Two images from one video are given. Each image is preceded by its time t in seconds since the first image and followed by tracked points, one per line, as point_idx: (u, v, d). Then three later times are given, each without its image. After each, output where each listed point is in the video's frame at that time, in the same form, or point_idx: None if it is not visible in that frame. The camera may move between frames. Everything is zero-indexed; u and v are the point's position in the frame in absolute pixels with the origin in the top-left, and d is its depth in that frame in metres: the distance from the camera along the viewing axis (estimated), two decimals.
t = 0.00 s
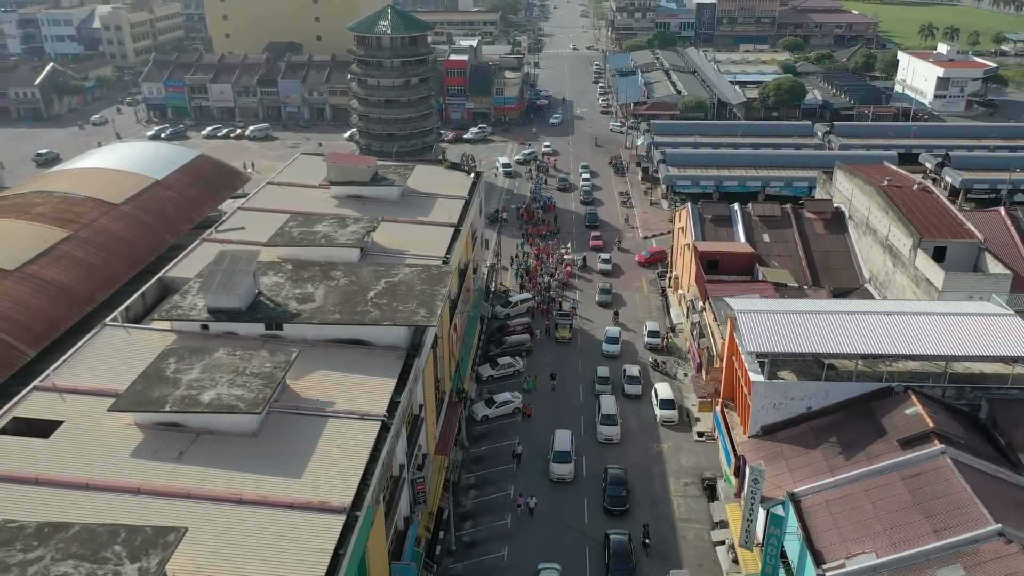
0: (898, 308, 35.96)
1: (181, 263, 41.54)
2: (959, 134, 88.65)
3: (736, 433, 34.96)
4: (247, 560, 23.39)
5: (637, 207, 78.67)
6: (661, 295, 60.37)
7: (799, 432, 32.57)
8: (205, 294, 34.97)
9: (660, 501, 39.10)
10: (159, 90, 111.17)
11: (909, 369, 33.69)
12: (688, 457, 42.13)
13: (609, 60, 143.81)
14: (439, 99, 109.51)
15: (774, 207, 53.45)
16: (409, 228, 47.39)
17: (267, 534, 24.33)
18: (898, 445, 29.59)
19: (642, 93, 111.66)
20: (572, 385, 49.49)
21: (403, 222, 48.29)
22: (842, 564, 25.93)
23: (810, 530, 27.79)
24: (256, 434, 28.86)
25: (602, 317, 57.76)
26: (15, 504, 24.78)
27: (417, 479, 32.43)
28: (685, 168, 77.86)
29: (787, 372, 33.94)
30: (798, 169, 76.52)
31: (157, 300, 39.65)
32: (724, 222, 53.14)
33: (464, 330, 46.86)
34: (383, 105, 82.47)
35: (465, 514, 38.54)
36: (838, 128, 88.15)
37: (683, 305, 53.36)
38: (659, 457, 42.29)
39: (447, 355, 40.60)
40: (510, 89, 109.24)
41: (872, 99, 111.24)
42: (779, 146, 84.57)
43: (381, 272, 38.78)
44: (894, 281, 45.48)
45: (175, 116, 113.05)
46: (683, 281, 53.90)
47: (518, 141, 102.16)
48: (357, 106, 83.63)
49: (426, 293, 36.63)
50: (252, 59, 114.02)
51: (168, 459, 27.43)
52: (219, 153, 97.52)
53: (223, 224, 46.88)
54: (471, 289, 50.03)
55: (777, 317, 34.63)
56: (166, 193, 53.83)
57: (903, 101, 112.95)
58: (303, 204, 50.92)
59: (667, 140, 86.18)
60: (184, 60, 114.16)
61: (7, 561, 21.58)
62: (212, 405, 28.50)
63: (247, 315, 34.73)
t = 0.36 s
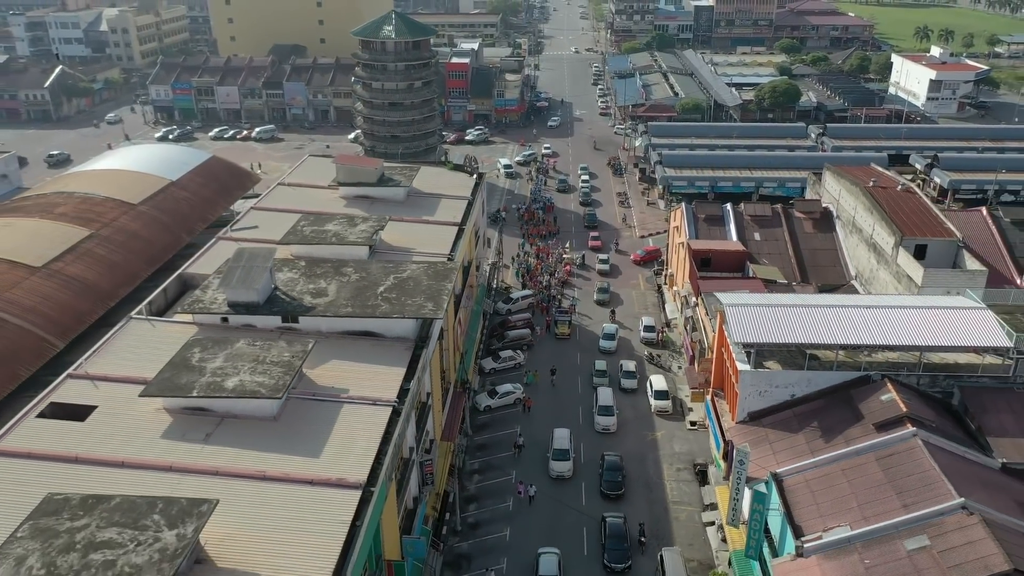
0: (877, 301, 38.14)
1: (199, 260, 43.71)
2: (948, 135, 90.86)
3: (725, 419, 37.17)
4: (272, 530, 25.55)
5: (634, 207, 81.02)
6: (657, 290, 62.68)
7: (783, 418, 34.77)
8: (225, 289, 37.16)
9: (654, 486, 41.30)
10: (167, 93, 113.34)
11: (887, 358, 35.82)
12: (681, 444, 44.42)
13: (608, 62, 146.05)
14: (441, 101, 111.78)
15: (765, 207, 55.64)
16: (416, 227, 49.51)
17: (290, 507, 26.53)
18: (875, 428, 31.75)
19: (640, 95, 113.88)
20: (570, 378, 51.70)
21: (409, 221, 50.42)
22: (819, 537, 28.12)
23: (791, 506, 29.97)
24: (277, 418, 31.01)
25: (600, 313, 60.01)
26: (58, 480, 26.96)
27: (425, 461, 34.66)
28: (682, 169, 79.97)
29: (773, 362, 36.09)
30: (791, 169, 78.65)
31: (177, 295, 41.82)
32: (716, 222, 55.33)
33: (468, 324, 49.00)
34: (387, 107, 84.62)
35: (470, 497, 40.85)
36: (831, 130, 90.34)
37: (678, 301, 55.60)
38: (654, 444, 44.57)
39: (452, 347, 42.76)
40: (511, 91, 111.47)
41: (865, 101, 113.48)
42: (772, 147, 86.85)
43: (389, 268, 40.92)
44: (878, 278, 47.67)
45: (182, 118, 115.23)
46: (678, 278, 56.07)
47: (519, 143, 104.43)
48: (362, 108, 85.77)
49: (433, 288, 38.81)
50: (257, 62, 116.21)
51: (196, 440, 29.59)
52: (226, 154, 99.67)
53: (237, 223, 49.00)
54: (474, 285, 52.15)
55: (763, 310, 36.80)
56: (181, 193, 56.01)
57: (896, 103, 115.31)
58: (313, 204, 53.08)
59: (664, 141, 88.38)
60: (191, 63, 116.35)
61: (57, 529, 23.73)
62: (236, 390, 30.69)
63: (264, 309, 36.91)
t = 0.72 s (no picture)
0: (859, 294, 40.30)
1: (215, 255, 45.84)
2: (939, 136, 93.06)
3: (715, 406, 39.29)
4: (294, 500, 27.72)
5: (632, 206, 83.26)
6: (653, 286, 64.98)
7: (769, 403, 36.91)
8: (243, 282, 39.33)
9: (649, 470, 43.52)
10: (174, 94, 115.59)
11: (868, 347, 37.96)
12: (674, 431, 46.70)
13: (607, 64, 148.25)
14: (443, 103, 113.97)
15: (757, 206, 57.76)
16: (421, 225, 51.65)
17: (310, 480, 28.66)
18: (854, 411, 33.90)
19: (638, 97, 116.07)
20: (569, 370, 53.90)
21: (415, 219, 52.56)
22: (799, 510, 30.26)
23: (773, 483, 32.11)
24: (294, 401, 33.20)
25: (597, 308, 62.24)
26: (95, 456, 29.13)
27: (432, 443, 36.87)
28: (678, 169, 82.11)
29: (760, 351, 38.18)
30: (784, 170, 80.79)
31: (195, 289, 43.98)
32: (710, 220, 57.47)
33: (471, 317, 51.15)
34: (391, 109, 86.76)
35: (473, 480, 43.09)
36: (824, 131, 92.54)
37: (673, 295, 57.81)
38: (649, 431, 46.81)
39: (456, 339, 44.81)
40: (511, 93, 113.65)
41: (859, 103, 115.67)
42: (766, 148, 89.04)
43: (397, 263, 43.07)
44: (864, 273, 49.84)
45: (188, 119, 117.45)
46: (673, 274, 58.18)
47: (519, 143, 106.63)
48: (366, 110, 87.91)
49: (438, 281, 41.02)
50: (262, 64, 118.37)
51: (220, 421, 31.76)
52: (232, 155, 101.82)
53: (250, 221, 51.14)
54: (476, 280, 54.29)
55: (751, 302, 38.90)
56: (194, 193, 58.16)
57: (889, 104, 117.57)
58: (322, 202, 55.26)
59: (660, 141, 90.55)
60: (198, 65, 118.56)
61: (97, 499, 25.88)
62: (256, 375, 32.87)
63: (280, 300, 39.06)
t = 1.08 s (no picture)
0: (842, 288, 42.54)
1: (230, 252, 48.06)
2: (929, 137, 95.27)
3: (705, 394, 41.53)
4: (312, 476, 29.93)
5: (629, 205, 85.61)
6: (648, 283, 67.33)
7: (755, 390, 39.15)
8: (259, 276, 41.54)
9: (643, 456, 45.79)
10: (181, 96, 117.90)
11: (850, 338, 40.18)
12: (668, 419, 49.00)
13: (606, 65, 150.41)
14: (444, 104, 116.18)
15: (749, 205, 59.96)
16: (426, 223, 53.87)
17: (327, 458, 30.89)
18: (835, 397, 36.12)
19: (636, 98, 118.30)
20: (567, 363, 56.15)
21: (420, 218, 54.76)
22: (782, 488, 32.45)
23: (759, 463, 34.33)
24: (310, 387, 35.45)
25: (594, 304, 64.54)
26: (126, 436, 31.38)
27: (438, 428, 39.18)
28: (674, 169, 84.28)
29: (749, 341, 40.39)
30: (778, 170, 82.95)
31: (212, 284, 46.22)
32: (703, 219, 59.70)
33: (473, 311, 53.33)
34: (395, 111, 88.99)
35: (477, 465, 45.41)
36: (817, 132, 94.73)
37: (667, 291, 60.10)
38: (644, 420, 49.11)
39: (460, 332, 47.00)
40: (511, 95, 115.91)
41: (853, 104, 117.86)
42: (761, 149, 91.25)
43: (404, 259, 45.29)
44: (849, 269, 52.09)
45: (195, 120, 119.73)
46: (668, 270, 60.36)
47: (519, 144, 108.91)
48: (370, 111, 90.16)
49: (443, 276, 43.29)
50: (267, 66, 120.59)
51: (241, 405, 34.01)
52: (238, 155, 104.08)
53: (262, 219, 53.35)
54: (479, 275, 56.48)
55: (739, 295, 41.11)
56: (207, 192, 60.42)
57: (883, 105, 119.78)
58: (331, 201, 57.51)
59: (657, 142, 92.77)
60: (204, 66, 120.82)
61: (132, 473, 28.13)
62: (274, 362, 35.13)
63: (294, 293, 41.28)
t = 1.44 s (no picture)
0: (827, 282, 44.90)
1: (245, 248, 50.38)
2: (921, 138, 97.54)
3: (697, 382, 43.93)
4: (329, 454, 32.23)
5: (626, 205, 88.06)
6: (645, 279, 69.83)
7: (744, 378, 41.51)
8: (274, 271, 43.89)
9: (639, 442, 48.15)
10: (188, 97, 120.34)
11: (833, 329, 42.52)
12: (662, 408, 51.42)
13: (605, 66, 152.65)
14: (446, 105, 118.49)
15: (742, 204, 62.24)
16: (431, 222, 56.20)
17: (342, 438, 33.23)
18: (817, 384, 38.52)
19: (635, 99, 120.59)
20: (566, 356, 58.48)
21: (425, 216, 57.07)
22: (766, 467, 34.78)
23: (745, 445, 36.67)
24: (324, 374, 37.81)
25: (592, 299, 66.91)
26: (155, 419, 33.74)
27: (444, 414, 41.61)
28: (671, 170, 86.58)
29: (738, 332, 42.74)
30: (772, 170, 85.21)
31: (229, 279, 48.58)
32: (697, 218, 62.02)
33: (476, 306, 55.60)
34: (399, 112, 91.32)
35: (480, 451, 47.84)
36: (811, 133, 97.02)
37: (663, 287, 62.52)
38: (640, 408, 51.54)
39: (464, 324, 49.35)
40: (512, 96, 118.21)
41: (847, 105, 120.11)
42: (755, 150, 93.57)
43: (411, 255, 47.59)
44: (836, 265, 54.42)
45: (202, 121, 122.12)
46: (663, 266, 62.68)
47: (520, 145, 111.30)
48: (374, 113, 92.51)
49: (448, 270, 45.66)
50: (273, 68, 122.94)
51: (261, 390, 36.35)
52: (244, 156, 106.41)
53: (275, 218, 55.68)
54: (481, 271, 58.79)
55: (728, 289, 43.47)
56: (220, 192, 62.80)
57: (876, 107, 122.08)
58: (339, 200, 59.93)
59: (655, 143, 95.06)
60: (210, 68, 123.21)
61: (164, 450, 30.50)
62: (290, 351, 37.48)
63: (307, 287, 43.60)
